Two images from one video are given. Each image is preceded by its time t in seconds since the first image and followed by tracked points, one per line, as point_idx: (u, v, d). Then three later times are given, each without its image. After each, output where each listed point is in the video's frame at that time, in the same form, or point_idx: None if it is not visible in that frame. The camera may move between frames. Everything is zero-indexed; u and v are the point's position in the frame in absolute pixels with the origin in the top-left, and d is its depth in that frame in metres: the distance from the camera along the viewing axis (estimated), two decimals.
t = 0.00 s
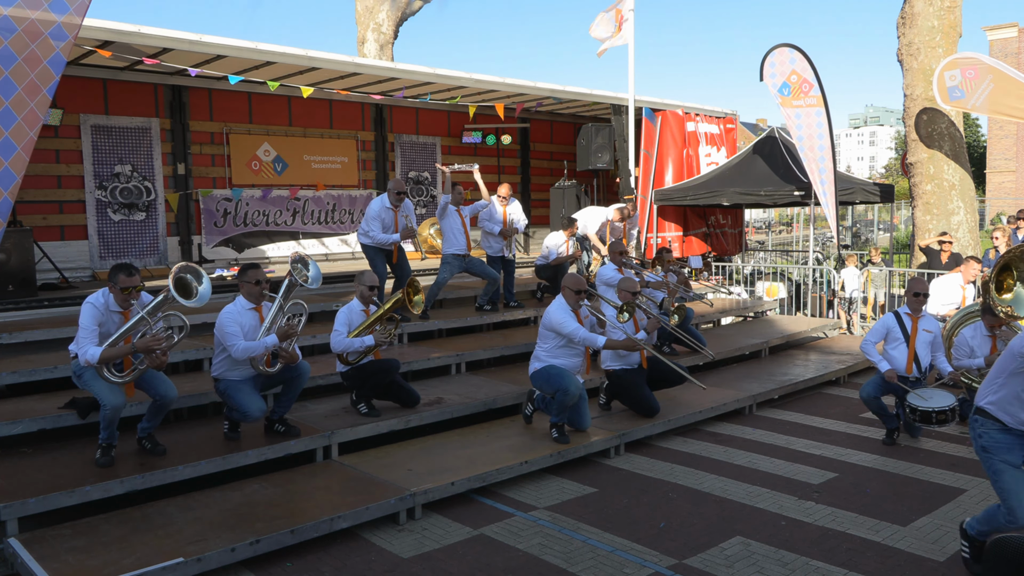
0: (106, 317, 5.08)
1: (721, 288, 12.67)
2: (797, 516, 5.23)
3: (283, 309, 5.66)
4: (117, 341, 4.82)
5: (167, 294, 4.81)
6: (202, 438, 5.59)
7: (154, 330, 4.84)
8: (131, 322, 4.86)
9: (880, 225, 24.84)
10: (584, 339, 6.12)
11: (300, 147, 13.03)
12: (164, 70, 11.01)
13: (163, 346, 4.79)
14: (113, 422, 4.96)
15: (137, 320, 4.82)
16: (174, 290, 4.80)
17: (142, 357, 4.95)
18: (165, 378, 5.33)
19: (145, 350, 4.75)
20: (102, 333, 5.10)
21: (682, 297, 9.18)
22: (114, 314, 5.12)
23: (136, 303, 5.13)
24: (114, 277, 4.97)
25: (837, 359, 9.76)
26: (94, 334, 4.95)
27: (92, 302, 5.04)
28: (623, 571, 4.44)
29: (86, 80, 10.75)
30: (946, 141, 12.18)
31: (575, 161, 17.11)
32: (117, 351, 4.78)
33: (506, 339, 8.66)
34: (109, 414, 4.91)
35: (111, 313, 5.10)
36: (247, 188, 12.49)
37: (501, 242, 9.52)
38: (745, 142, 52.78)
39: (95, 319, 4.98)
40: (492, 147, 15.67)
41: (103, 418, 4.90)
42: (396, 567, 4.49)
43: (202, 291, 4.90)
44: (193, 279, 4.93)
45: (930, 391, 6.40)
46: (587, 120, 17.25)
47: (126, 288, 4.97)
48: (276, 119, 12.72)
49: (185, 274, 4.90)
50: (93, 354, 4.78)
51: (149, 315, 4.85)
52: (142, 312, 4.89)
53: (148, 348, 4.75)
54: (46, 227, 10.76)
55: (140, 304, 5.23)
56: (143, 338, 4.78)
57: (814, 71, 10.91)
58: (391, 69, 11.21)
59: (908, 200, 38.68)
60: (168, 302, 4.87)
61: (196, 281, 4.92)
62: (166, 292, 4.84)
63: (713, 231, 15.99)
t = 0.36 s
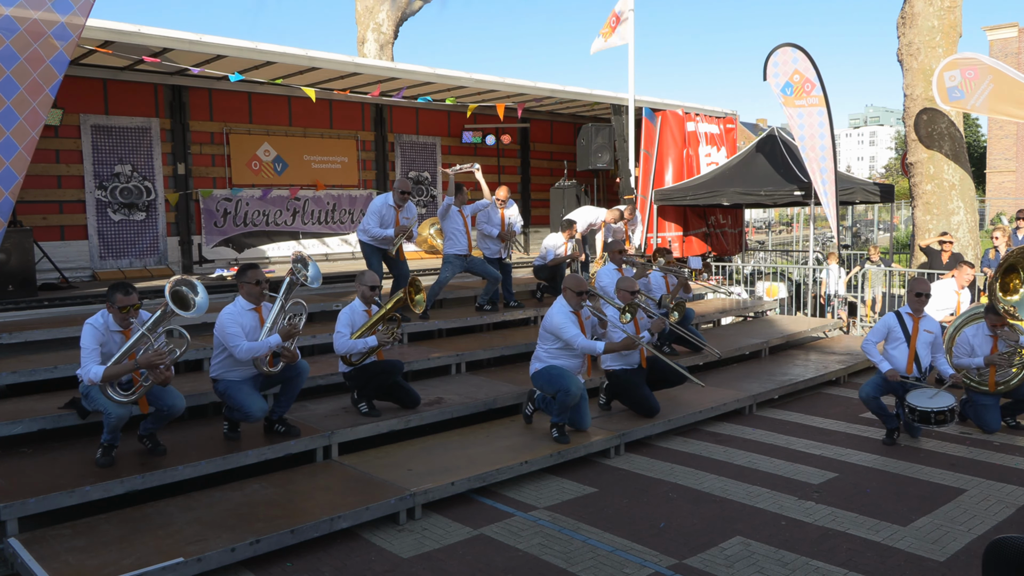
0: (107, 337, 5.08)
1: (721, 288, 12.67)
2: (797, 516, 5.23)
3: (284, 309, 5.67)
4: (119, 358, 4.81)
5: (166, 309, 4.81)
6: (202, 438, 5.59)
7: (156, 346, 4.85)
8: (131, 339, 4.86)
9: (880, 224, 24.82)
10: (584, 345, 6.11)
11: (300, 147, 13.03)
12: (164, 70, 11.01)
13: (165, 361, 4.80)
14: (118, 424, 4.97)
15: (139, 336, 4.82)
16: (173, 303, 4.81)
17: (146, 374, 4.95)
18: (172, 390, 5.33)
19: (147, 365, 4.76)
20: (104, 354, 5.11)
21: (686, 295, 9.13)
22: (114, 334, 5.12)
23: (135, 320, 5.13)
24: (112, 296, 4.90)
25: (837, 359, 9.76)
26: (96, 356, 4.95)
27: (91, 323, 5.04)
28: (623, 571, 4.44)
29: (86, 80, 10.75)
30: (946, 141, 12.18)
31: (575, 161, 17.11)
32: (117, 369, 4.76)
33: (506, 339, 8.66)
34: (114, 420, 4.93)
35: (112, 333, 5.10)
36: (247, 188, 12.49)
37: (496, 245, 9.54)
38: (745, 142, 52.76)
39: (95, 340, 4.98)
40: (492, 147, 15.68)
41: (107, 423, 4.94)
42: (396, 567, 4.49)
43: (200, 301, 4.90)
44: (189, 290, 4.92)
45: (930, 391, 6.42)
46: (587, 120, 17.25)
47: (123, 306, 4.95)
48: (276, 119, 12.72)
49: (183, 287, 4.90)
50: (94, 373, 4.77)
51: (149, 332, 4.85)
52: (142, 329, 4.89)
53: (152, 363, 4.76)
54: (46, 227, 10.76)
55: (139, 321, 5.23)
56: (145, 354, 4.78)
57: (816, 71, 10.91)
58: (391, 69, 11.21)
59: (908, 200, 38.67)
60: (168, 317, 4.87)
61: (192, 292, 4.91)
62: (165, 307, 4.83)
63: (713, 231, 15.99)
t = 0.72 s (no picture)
0: (110, 336, 5.09)
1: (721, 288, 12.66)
2: (798, 516, 5.23)
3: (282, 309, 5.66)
4: (121, 358, 4.81)
5: (168, 309, 4.81)
6: (202, 437, 5.59)
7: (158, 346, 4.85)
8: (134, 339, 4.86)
9: (880, 225, 24.81)
10: (582, 346, 6.11)
11: (300, 147, 13.03)
12: (164, 70, 11.01)
13: (167, 361, 4.81)
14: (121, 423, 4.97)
15: (140, 336, 4.82)
16: (173, 304, 4.80)
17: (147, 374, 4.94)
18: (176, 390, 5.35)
19: (148, 365, 4.76)
20: (107, 353, 5.10)
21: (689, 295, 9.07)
22: (118, 333, 5.13)
23: (138, 320, 5.13)
24: (114, 296, 4.96)
25: (836, 359, 9.77)
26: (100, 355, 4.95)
27: (96, 323, 5.05)
28: (623, 570, 4.44)
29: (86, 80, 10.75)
30: (946, 141, 12.18)
31: (575, 161, 17.11)
32: (120, 369, 4.76)
33: (506, 339, 8.66)
34: (116, 417, 4.93)
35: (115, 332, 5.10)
36: (247, 188, 12.49)
37: (496, 246, 9.52)
38: (745, 142, 52.76)
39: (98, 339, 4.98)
40: (492, 147, 15.68)
41: (108, 421, 4.93)
42: (396, 567, 4.49)
43: (201, 302, 4.90)
44: (191, 291, 4.92)
45: (932, 391, 6.42)
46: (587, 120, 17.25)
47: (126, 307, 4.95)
48: (276, 119, 12.73)
49: (184, 287, 4.89)
50: (94, 371, 4.76)
51: (151, 331, 4.84)
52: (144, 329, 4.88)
53: (152, 364, 4.75)
54: (46, 227, 10.76)
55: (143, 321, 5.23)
56: (147, 354, 4.77)
57: (817, 72, 10.93)
58: (391, 69, 11.21)
59: (908, 200, 38.66)
60: (170, 317, 4.86)
61: (194, 293, 4.91)
62: (166, 308, 4.83)
63: (713, 231, 16.00)
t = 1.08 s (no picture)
0: (115, 338, 5.08)
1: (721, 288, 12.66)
2: (797, 516, 5.23)
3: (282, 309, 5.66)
4: (126, 359, 4.81)
5: (172, 311, 4.81)
6: (202, 438, 5.59)
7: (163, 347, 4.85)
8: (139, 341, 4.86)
9: (880, 224, 24.81)
10: (583, 345, 6.11)
11: (300, 147, 13.03)
12: (164, 70, 11.01)
13: (172, 363, 4.80)
14: (123, 424, 4.97)
15: (145, 338, 4.82)
16: (178, 306, 4.80)
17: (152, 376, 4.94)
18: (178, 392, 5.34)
19: (153, 366, 4.75)
20: (111, 355, 5.09)
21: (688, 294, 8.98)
22: (122, 335, 5.11)
23: (143, 322, 5.13)
24: (118, 298, 4.96)
25: (835, 359, 9.78)
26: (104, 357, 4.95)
27: (100, 325, 5.06)
28: (623, 571, 4.44)
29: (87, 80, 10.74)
30: (946, 141, 12.18)
31: (575, 161, 17.11)
32: (124, 370, 4.75)
33: (506, 339, 8.66)
34: (118, 417, 4.93)
35: (120, 335, 5.10)
36: (247, 188, 12.49)
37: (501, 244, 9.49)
38: (745, 142, 52.76)
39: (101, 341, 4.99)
40: (492, 147, 15.68)
41: (112, 420, 4.93)
42: (396, 567, 4.49)
43: (206, 304, 4.91)
44: (195, 293, 4.93)
45: (934, 391, 6.41)
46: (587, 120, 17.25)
47: (130, 308, 4.95)
48: (277, 119, 12.73)
49: (188, 289, 4.91)
50: (99, 373, 4.75)
51: (155, 332, 4.84)
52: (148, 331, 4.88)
53: (157, 365, 4.74)
54: (46, 227, 10.76)
55: (147, 323, 5.22)
56: (151, 355, 4.77)
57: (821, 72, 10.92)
58: (391, 69, 11.21)
59: (908, 200, 38.70)
60: (174, 319, 4.86)
61: (198, 295, 4.92)
62: (171, 309, 4.84)
63: (713, 231, 16.01)
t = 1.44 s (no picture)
0: (116, 340, 5.08)
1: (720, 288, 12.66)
2: (797, 516, 5.23)
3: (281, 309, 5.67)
4: (127, 361, 4.81)
5: (175, 313, 4.81)
6: (203, 438, 5.60)
7: (165, 349, 4.85)
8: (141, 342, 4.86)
9: (880, 224, 24.84)
10: (584, 345, 6.11)
11: (300, 147, 13.03)
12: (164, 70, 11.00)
13: (173, 365, 4.80)
14: (122, 424, 4.96)
15: (146, 340, 4.82)
16: (180, 307, 4.80)
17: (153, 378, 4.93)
18: (178, 394, 5.35)
19: (154, 368, 4.75)
20: (113, 357, 5.09)
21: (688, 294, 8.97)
22: (124, 337, 5.11)
23: (145, 324, 5.13)
24: (121, 301, 4.95)
25: (834, 358, 9.79)
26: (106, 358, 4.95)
27: (102, 326, 5.06)
28: (623, 571, 4.44)
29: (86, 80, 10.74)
30: (946, 141, 12.18)
31: (575, 161, 17.12)
32: (126, 372, 4.76)
33: (506, 339, 8.66)
34: (119, 418, 4.93)
35: (122, 336, 5.10)
36: (247, 188, 12.49)
37: (508, 240, 9.48)
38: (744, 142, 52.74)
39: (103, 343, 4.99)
40: (492, 147, 15.68)
41: (113, 421, 4.93)
42: (396, 567, 4.49)
43: (207, 307, 4.94)
44: (198, 297, 4.95)
45: (934, 391, 6.41)
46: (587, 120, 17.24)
47: (133, 311, 4.95)
48: (277, 119, 12.73)
49: (190, 292, 4.93)
50: (101, 374, 4.75)
51: (157, 334, 4.84)
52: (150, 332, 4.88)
53: (158, 367, 4.74)
54: (46, 227, 10.76)
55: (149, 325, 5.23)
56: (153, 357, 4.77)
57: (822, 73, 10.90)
58: (391, 69, 11.21)
59: (908, 200, 38.70)
60: (177, 321, 4.87)
61: (201, 298, 4.96)
62: (174, 311, 4.85)
63: (713, 231, 16.01)
